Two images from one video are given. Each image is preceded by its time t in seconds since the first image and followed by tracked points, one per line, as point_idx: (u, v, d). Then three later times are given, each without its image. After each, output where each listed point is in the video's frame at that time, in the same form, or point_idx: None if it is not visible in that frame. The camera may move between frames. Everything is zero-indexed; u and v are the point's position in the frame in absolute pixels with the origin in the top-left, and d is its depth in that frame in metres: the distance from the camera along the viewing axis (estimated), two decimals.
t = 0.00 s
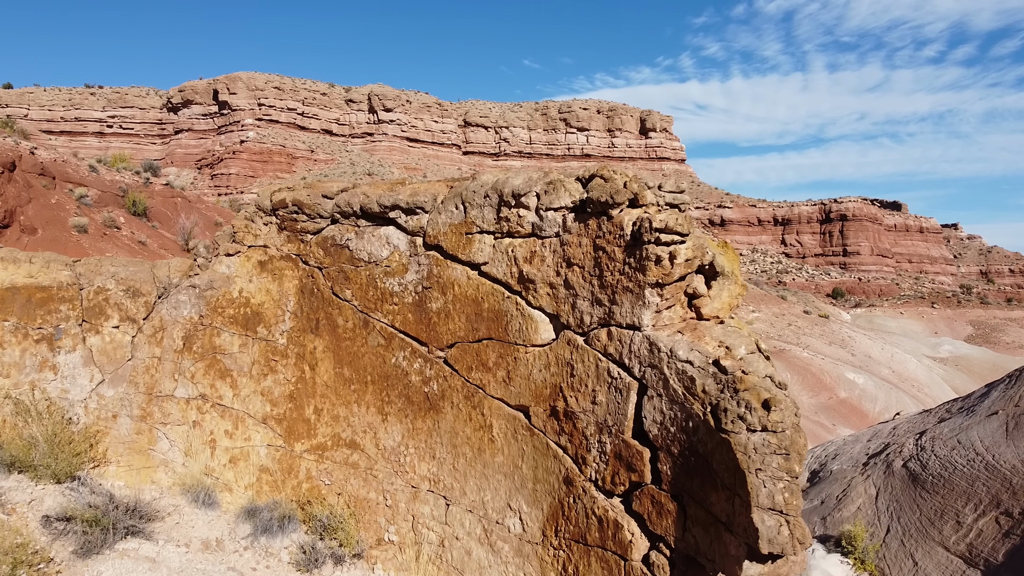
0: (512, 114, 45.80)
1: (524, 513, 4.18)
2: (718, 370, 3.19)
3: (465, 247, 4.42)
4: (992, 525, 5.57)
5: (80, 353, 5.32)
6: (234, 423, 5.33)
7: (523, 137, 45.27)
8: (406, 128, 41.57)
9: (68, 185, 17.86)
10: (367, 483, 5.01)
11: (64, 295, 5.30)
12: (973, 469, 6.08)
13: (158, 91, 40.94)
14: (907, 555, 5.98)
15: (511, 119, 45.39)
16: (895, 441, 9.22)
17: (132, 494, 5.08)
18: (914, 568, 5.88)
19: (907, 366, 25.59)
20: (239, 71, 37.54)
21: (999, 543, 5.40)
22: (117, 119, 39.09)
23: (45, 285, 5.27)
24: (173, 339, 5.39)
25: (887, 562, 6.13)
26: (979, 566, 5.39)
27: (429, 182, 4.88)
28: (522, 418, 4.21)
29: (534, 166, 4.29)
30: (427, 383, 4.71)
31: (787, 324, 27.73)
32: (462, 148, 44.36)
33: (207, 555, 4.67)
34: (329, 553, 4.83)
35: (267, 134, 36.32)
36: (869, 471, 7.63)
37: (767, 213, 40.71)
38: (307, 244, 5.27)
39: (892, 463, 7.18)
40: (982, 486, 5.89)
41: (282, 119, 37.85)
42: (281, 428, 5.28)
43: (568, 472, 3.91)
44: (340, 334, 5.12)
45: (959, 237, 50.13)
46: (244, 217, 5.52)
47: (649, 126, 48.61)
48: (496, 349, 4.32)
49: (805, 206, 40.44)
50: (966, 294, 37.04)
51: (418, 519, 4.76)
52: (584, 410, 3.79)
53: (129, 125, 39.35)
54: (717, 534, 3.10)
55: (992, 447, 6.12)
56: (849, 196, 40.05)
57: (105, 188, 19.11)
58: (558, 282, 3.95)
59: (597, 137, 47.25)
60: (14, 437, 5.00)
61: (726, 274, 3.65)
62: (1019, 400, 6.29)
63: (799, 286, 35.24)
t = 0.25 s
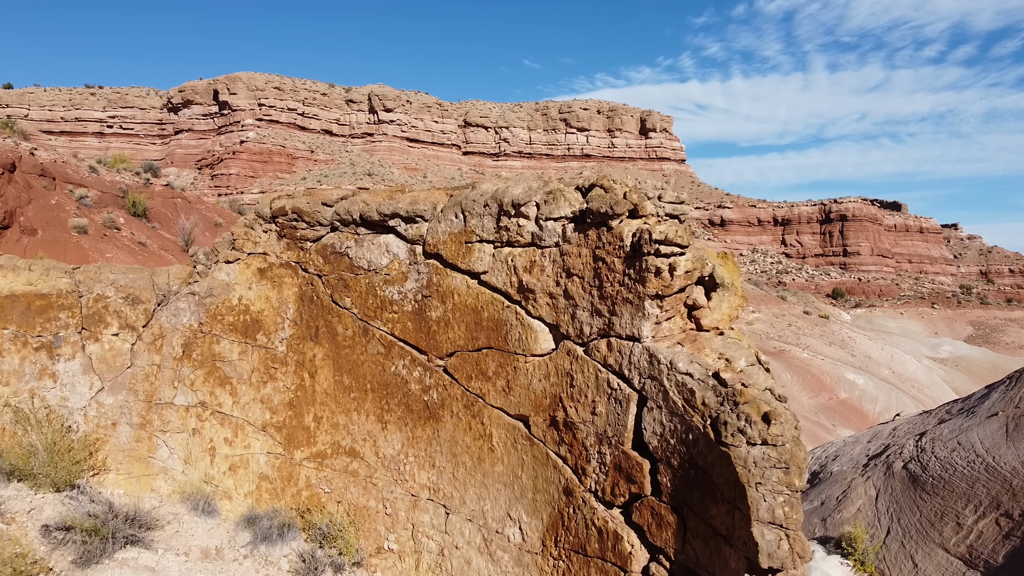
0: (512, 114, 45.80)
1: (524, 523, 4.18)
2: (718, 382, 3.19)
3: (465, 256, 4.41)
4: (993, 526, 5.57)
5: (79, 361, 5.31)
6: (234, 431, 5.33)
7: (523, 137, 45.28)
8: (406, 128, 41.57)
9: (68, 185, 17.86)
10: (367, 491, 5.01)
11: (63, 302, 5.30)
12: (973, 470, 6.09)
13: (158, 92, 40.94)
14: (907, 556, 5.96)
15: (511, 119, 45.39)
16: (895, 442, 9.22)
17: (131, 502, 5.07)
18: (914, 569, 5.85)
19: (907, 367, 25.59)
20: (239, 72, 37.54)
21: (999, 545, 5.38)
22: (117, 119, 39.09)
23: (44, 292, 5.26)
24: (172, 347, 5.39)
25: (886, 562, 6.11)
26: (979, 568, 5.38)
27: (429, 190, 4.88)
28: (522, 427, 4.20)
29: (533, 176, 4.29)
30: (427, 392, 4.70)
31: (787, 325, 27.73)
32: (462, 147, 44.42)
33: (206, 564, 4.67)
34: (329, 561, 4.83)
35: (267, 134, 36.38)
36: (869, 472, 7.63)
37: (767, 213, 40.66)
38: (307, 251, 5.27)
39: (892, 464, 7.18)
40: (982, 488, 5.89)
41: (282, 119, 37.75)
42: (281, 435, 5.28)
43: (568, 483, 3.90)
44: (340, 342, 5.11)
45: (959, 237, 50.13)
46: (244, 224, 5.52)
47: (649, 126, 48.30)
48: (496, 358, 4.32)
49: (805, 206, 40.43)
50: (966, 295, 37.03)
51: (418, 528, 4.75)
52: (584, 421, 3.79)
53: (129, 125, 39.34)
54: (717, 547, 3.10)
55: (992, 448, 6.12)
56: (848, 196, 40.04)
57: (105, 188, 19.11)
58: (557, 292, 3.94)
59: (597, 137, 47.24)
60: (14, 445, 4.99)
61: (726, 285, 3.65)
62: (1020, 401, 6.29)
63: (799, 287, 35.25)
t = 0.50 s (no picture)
0: (512, 108, 45.74)
1: (524, 526, 4.18)
2: (718, 388, 3.19)
3: (464, 259, 4.41)
4: (992, 522, 5.58)
5: (79, 362, 5.31)
6: (234, 431, 5.33)
7: (523, 131, 45.21)
8: (406, 123, 41.51)
9: (67, 181, 17.83)
10: (367, 493, 5.01)
11: (63, 304, 5.30)
12: (973, 465, 6.09)
13: (157, 86, 40.85)
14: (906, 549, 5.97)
15: (511, 113, 45.33)
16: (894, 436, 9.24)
17: (131, 504, 5.08)
18: (914, 564, 5.84)
19: (907, 361, 25.60)
20: (239, 66, 37.44)
21: (999, 540, 5.42)
22: (116, 113, 39.02)
23: (44, 294, 5.26)
24: (172, 348, 5.39)
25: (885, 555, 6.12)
26: (978, 563, 5.42)
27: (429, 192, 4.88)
28: (521, 430, 4.21)
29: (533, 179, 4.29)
30: (427, 394, 4.71)
31: (787, 319, 27.74)
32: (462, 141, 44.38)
33: (206, 566, 4.68)
34: (329, 562, 4.84)
35: (267, 128, 36.29)
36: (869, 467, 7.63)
37: (767, 207, 40.47)
38: (307, 253, 5.26)
39: (891, 459, 7.19)
40: (982, 483, 5.91)
41: (282, 114, 37.84)
42: (281, 436, 5.28)
43: (568, 486, 3.91)
44: (340, 344, 5.11)
45: (959, 231, 50.11)
46: (243, 225, 5.51)
47: (649, 121, 47.94)
48: (496, 361, 4.32)
49: (805, 200, 40.40)
50: (966, 289, 37.02)
51: (418, 529, 4.76)
52: (584, 424, 3.79)
53: (129, 119, 39.26)
54: (716, 553, 3.11)
55: (991, 443, 6.13)
56: (849, 190, 39.99)
57: (105, 183, 19.07)
58: (557, 296, 3.94)
59: (597, 131, 47.19)
60: (13, 447, 4.99)
61: (726, 290, 3.65)
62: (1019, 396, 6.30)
63: (799, 281, 35.24)
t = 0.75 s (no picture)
0: (513, 93, 45.57)
1: (523, 519, 4.20)
2: (717, 386, 3.20)
3: (464, 253, 4.41)
4: (989, 507, 5.64)
5: (79, 355, 5.32)
6: (234, 424, 5.35)
7: (523, 116, 45.04)
8: (406, 108, 41.37)
9: (66, 167, 17.78)
10: (367, 485, 5.03)
11: (62, 296, 5.30)
12: (971, 452, 6.13)
13: (156, 70, 40.67)
14: (902, 532, 6.03)
15: (511, 98, 45.16)
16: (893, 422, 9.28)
17: (132, 496, 5.10)
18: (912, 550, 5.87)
19: (906, 347, 25.64)
20: (237, 50, 37.25)
21: (996, 526, 5.48)
22: (115, 98, 38.90)
23: (43, 287, 5.26)
24: (172, 341, 5.40)
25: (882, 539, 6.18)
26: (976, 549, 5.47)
27: (428, 185, 4.87)
28: (521, 424, 4.22)
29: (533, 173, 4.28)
30: (426, 388, 4.72)
31: (787, 306, 27.76)
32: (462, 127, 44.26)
33: (208, 558, 4.70)
34: (329, 554, 4.87)
35: (265, 113, 36.05)
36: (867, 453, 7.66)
37: (767, 193, 40.33)
38: (306, 246, 5.26)
39: (889, 445, 7.22)
40: (979, 469, 5.95)
41: (281, 99, 37.48)
42: (281, 429, 5.30)
43: (567, 481, 3.93)
44: (339, 337, 5.12)
45: (960, 217, 50.02)
46: (243, 218, 5.50)
47: (650, 106, 47.80)
48: (495, 355, 4.32)
49: (805, 186, 40.33)
50: (966, 275, 37.01)
51: (418, 522, 4.79)
52: (583, 420, 3.80)
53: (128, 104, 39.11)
54: (714, 549, 3.13)
55: (989, 429, 6.17)
56: (850, 176, 39.87)
57: (104, 169, 19.02)
58: (557, 291, 3.94)
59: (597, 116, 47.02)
60: (15, 440, 5.01)
61: (726, 286, 3.64)
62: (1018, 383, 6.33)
63: (799, 267, 35.24)
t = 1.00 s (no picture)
0: (512, 76, 45.34)
1: (523, 512, 4.22)
2: (716, 382, 3.20)
3: (463, 246, 4.40)
4: (986, 492, 5.63)
5: (79, 347, 5.32)
6: (234, 415, 5.36)
7: (522, 100, 44.82)
8: (405, 91, 41.19)
9: (65, 152, 17.70)
10: (367, 476, 5.05)
11: (62, 288, 5.30)
12: (969, 437, 6.14)
13: (154, 53, 40.45)
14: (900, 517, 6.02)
15: (511, 81, 44.95)
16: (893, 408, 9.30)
17: (134, 487, 5.13)
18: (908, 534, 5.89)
19: (905, 331, 25.66)
20: (235, 33, 37.01)
21: (993, 510, 5.48)
22: (113, 81, 38.73)
23: (42, 279, 5.26)
24: (172, 332, 5.40)
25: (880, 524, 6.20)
26: (972, 533, 5.48)
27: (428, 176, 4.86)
28: (520, 418, 4.23)
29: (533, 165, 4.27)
30: (426, 380, 4.73)
31: (787, 290, 27.76)
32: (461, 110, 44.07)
33: (209, 549, 4.73)
34: (330, 545, 4.90)
35: (264, 97, 35.99)
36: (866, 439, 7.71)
37: (767, 177, 40.36)
38: (305, 237, 5.25)
39: (888, 431, 7.27)
40: (976, 454, 5.96)
41: (281, 83, 37.65)
42: (281, 420, 5.31)
43: (566, 474, 3.94)
44: (339, 329, 5.12)
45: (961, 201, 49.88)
46: (242, 209, 5.49)
47: (650, 89, 47.60)
48: (495, 348, 4.33)
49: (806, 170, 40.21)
50: (966, 259, 36.96)
51: (418, 513, 4.81)
52: (582, 414, 3.82)
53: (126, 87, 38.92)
54: (713, 544, 3.14)
55: (987, 415, 6.17)
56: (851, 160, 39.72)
57: (103, 153, 18.94)
58: (557, 285, 3.94)
59: (597, 100, 46.82)
60: (16, 432, 5.03)
61: (726, 282, 3.63)
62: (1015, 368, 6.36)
63: (799, 251, 35.22)
